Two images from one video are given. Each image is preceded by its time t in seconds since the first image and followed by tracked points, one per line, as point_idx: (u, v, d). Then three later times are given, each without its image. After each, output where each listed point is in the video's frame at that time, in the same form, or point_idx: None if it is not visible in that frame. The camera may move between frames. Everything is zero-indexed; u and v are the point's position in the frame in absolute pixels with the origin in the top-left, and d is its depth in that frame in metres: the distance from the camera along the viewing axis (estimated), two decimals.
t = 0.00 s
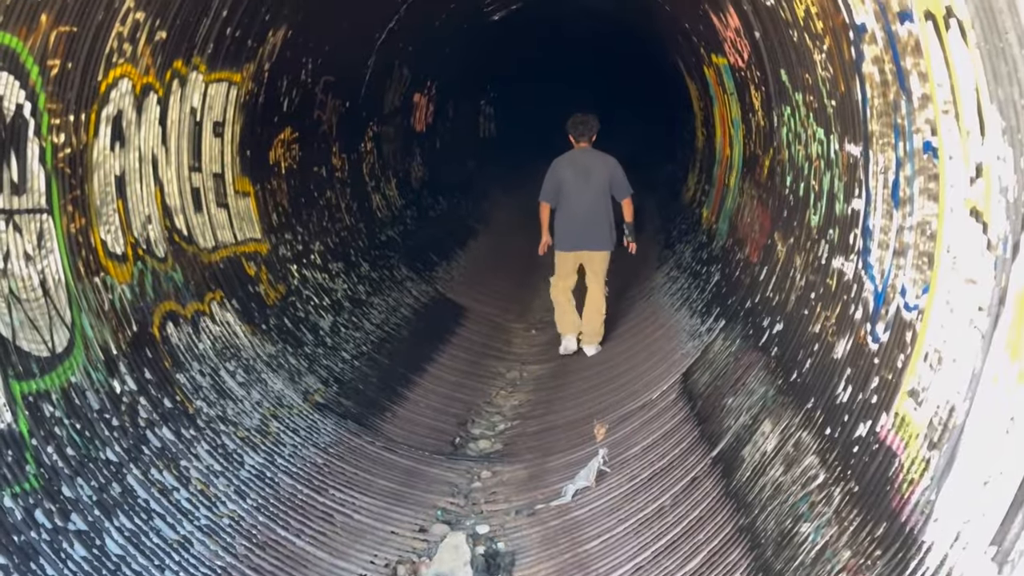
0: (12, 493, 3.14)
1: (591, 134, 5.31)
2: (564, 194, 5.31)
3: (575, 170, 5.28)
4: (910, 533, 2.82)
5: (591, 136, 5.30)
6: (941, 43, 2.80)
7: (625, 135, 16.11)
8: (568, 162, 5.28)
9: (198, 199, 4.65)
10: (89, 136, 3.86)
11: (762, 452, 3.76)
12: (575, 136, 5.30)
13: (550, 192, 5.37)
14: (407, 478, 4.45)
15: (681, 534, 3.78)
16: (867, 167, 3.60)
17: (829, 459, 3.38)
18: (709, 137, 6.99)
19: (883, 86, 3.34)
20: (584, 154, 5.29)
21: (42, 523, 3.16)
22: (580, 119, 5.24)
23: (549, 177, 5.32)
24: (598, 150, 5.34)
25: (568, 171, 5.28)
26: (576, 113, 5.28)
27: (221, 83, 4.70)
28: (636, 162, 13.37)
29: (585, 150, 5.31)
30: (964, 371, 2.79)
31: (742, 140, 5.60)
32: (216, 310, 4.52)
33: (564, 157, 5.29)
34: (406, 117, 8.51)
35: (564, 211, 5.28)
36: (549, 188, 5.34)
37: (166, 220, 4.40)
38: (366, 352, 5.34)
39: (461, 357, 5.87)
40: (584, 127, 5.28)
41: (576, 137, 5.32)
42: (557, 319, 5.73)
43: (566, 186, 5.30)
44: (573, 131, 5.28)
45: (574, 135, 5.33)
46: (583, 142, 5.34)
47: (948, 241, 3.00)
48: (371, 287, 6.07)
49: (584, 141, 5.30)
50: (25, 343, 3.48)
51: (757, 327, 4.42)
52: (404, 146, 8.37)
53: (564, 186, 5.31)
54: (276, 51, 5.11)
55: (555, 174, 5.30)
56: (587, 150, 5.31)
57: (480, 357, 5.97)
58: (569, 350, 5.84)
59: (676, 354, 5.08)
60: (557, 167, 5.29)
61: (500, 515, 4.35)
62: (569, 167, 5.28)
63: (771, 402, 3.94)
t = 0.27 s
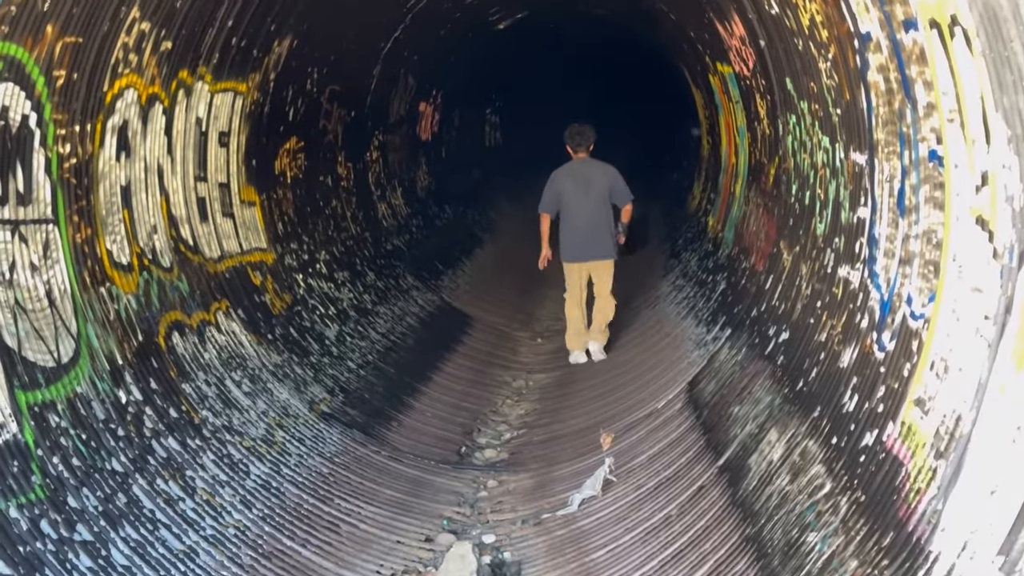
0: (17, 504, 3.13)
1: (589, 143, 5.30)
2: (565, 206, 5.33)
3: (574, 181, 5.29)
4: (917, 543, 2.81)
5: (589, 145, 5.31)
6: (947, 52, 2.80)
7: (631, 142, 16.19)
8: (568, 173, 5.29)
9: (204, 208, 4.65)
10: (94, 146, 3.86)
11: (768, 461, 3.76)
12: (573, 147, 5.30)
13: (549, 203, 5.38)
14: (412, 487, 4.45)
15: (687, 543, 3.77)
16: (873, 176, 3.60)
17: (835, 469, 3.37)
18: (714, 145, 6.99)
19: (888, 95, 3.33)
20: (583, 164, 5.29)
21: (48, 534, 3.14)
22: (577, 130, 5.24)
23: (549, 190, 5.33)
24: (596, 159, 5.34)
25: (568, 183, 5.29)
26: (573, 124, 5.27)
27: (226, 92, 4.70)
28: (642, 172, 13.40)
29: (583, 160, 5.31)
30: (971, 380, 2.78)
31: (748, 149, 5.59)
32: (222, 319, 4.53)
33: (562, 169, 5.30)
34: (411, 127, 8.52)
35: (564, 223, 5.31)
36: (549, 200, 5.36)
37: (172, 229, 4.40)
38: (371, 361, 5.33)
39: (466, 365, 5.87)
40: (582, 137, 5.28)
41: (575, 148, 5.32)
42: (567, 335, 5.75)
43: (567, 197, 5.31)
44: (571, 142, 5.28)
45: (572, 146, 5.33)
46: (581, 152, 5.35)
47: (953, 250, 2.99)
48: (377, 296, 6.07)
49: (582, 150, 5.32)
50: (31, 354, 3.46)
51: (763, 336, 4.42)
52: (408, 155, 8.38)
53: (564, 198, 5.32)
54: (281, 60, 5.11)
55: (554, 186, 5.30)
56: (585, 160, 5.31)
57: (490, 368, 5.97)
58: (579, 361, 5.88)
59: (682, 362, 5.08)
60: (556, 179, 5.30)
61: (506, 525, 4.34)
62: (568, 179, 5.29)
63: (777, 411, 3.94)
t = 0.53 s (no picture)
0: (18, 514, 3.13)
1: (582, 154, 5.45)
2: (563, 215, 5.44)
3: (572, 191, 5.40)
4: (918, 552, 2.81)
5: (582, 156, 5.45)
6: (947, 61, 2.80)
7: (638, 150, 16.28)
8: (565, 184, 5.41)
9: (204, 218, 4.65)
10: (95, 156, 3.87)
11: (769, 470, 3.75)
12: (567, 158, 5.43)
13: (547, 213, 5.49)
14: (413, 496, 4.44)
15: (687, 552, 3.77)
16: (873, 185, 3.60)
17: (836, 477, 3.37)
18: (715, 154, 7.00)
19: (888, 103, 3.33)
20: (578, 174, 5.42)
21: (48, 544, 3.14)
22: (570, 142, 5.37)
23: (547, 201, 5.44)
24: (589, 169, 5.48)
25: (566, 193, 5.40)
26: (566, 136, 5.41)
27: (227, 102, 4.71)
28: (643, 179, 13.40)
29: (578, 171, 5.44)
30: (971, 388, 2.78)
31: (749, 158, 5.59)
32: (222, 328, 4.53)
33: (559, 180, 5.41)
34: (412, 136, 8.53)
35: (563, 232, 5.40)
36: (547, 210, 5.46)
37: (172, 238, 4.41)
38: (372, 370, 5.33)
39: (467, 374, 5.87)
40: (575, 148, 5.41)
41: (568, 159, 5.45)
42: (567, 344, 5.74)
43: (565, 207, 5.42)
44: (565, 153, 5.41)
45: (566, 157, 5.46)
46: (574, 163, 5.49)
47: (953, 259, 2.99)
48: (377, 305, 6.07)
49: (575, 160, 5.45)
50: (31, 363, 3.47)
51: (763, 344, 4.42)
52: (409, 163, 8.39)
53: (562, 208, 5.43)
54: (281, 70, 5.12)
55: (552, 197, 5.42)
56: (581, 171, 5.44)
57: (489, 376, 5.96)
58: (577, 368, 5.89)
59: (682, 371, 5.08)
60: (554, 191, 5.41)
61: (507, 534, 4.34)
62: (566, 189, 5.41)
63: (778, 419, 3.94)
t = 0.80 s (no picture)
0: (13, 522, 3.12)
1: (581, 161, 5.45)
2: (562, 222, 5.45)
3: (570, 198, 5.42)
4: (914, 558, 2.80)
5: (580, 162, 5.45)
6: (942, 67, 2.81)
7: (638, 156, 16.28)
8: (563, 190, 5.42)
9: (201, 225, 4.66)
10: (92, 163, 3.87)
11: (766, 476, 3.76)
12: (566, 165, 5.43)
13: (546, 220, 5.51)
14: (410, 504, 4.44)
15: (685, 559, 3.77)
16: (870, 191, 3.61)
17: (832, 483, 3.37)
18: (713, 161, 7.01)
19: (884, 109, 3.34)
20: (577, 181, 5.43)
21: (44, 551, 3.13)
22: (569, 149, 5.38)
23: (546, 207, 5.46)
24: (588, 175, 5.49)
25: (565, 200, 5.42)
26: (564, 143, 5.40)
27: (224, 109, 4.71)
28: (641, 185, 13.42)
29: (577, 178, 5.45)
30: (967, 394, 2.78)
31: (746, 164, 5.60)
32: (220, 335, 4.53)
33: (558, 187, 5.43)
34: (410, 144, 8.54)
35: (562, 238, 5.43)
36: (546, 217, 5.48)
37: (169, 246, 4.41)
38: (369, 377, 5.33)
39: (464, 381, 5.87)
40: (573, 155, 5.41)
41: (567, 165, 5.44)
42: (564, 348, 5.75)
43: (564, 214, 5.44)
44: (564, 160, 5.41)
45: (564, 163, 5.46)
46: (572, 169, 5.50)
47: (950, 265, 3.00)
48: (375, 312, 6.07)
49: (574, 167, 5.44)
50: (27, 371, 3.47)
51: (761, 351, 4.43)
52: (407, 170, 8.39)
53: (561, 214, 5.45)
54: (279, 77, 5.12)
55: (551, 204, 5.44)
56: (579, 177, 5.45)
57: (486, 383, 5.96)
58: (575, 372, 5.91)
59: (680, 377, 5.08)
60: (553, 197, 5.43)
61: (504, 541, 4.34)
62: (564, 196, 5.42)
63: (775, 426, 3.94)
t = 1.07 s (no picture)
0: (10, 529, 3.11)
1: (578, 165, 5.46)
2: (561, 226, 5.46)
3: (569, 202, 5.43)
4: (911, 565, 2.80)
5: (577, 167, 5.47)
6: (938, 74, 2.81)
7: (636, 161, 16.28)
8: (562, 194, 5.43)
9: (198, 232, 4.65)
10: (89, 170, 3.87)
11: (763, 483, 3.76)
12: (563, 169, 5.44)
13: (544, 224, 5.51)
14: (407, 511, 4.44)
15: (682, 566, 3.77)
16: (867, 198, 3.61)
17: (829, 491, 3.37)
18: (710, 167, 7.02)
19: (880, 117, 3.35)
20: (576, 186, 5.44)
21: (41, 559, 3.12)
22: (566, 154, 5.39)
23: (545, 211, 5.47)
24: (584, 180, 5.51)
25: (564, 204, 5.43)
26: (561, 147, 5.41)
27: (222, 116, 4.71)
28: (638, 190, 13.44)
29: (575, 182, 5.46)
30: (963, 401, 2.79)
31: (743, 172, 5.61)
32: (217, 343, 4.53)
33: (557, 191, 5.44)
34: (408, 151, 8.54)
35: (560, 242, 5.44)
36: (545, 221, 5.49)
37: (166, 253, 4.41)
38: (366, 384, 5.32)
39: (461, 388, 5.87)
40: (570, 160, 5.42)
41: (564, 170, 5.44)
42: (555, 345, 5.88)
43: (563, 218, 5.45)
44: (561, 165, 5.42)
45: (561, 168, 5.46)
46: (571, 174, 5.52)
47: (946, 272, 3.00)
48: (372, 319, 6.07)
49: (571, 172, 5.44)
50: (24, 378, 3.46)
51: (758, 358, 4.44)
52: (404, 176, 8.40)
53: (560, 218, 5.45)
54: (276, 84, 5.12)
55: (550, 208, 5.44)
56: (577, 182, 5.47)
57: (484, 390, 5.96)
58: (568, 372, 6.00)
59: (677, 384, 5.08)
60: (552, 201, 5.43)
61: (502, 548, 4.34)
62: (564, 200, 5.43)
63: (773, 432, 3.94)
